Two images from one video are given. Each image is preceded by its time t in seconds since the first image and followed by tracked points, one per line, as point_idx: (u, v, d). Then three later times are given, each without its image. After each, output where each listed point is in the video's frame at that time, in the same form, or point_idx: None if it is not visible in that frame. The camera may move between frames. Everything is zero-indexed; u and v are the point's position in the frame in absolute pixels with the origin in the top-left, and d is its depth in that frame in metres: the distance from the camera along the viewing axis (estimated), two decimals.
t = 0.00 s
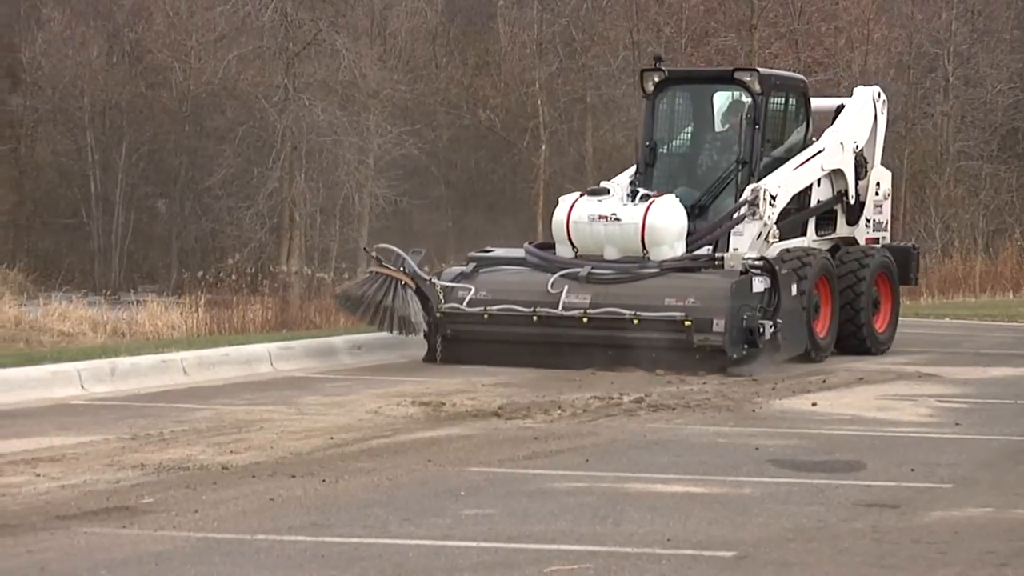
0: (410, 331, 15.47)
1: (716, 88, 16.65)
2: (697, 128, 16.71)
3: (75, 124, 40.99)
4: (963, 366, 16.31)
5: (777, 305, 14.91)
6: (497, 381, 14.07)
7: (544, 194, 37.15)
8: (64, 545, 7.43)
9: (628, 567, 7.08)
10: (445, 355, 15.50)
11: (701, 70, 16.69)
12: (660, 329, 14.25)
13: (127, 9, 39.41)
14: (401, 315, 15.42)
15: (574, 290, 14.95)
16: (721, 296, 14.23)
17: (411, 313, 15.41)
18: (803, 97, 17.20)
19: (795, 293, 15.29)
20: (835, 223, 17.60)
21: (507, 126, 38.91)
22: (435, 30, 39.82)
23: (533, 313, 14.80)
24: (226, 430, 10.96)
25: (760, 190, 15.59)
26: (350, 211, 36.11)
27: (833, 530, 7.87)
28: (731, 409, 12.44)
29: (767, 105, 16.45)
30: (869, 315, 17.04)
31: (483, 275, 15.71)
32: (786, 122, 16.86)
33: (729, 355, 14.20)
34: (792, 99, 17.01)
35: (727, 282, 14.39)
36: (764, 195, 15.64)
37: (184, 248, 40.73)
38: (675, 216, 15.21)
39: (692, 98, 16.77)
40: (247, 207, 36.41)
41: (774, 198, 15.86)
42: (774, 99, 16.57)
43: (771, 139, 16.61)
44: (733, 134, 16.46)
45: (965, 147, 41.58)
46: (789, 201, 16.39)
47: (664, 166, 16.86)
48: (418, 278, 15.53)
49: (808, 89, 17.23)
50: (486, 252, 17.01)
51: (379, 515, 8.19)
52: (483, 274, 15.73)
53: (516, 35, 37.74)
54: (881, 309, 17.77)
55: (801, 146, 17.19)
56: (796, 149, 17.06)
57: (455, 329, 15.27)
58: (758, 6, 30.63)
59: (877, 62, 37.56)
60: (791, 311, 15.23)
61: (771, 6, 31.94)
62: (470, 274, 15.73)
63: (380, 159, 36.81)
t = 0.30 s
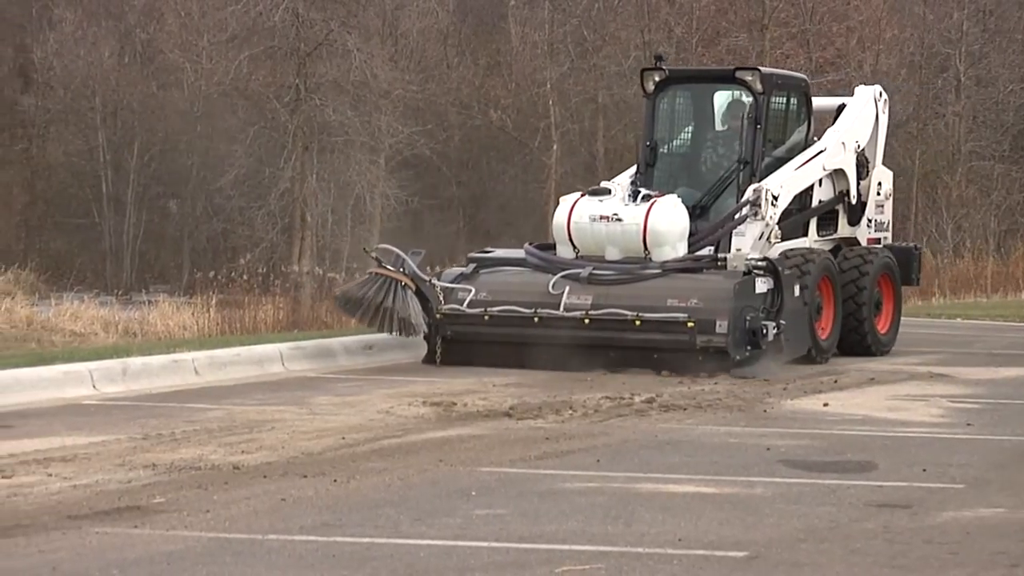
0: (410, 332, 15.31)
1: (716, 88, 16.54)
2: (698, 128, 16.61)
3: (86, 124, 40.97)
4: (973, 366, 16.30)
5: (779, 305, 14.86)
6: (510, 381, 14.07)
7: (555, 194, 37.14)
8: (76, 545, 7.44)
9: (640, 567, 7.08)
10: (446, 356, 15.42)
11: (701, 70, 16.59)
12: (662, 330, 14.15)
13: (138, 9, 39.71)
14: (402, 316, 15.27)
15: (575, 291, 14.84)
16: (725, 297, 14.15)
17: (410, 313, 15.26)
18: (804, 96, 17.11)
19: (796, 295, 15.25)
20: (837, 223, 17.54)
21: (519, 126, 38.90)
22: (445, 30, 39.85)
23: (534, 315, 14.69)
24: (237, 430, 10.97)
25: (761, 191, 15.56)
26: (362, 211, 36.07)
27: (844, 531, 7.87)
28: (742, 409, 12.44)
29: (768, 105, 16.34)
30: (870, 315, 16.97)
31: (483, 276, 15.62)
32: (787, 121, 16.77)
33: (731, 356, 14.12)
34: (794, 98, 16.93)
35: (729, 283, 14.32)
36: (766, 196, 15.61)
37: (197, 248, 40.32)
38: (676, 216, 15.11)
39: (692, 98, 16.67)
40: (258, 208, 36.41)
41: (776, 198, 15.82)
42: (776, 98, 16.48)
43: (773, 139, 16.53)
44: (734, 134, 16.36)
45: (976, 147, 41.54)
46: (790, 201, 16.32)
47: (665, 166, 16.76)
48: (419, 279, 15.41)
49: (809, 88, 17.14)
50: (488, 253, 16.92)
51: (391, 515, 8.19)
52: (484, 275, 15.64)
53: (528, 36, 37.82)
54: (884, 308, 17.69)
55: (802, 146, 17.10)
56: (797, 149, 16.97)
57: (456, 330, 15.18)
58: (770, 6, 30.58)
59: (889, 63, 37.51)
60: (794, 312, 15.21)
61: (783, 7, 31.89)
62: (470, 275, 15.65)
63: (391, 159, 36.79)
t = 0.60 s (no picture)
0: (410, 334, 15.31)
1: (718, 87, 16.47)
2: (700, 127, 16.51)
3: (97, 125, 40.85)
4: (984, 367, 16.31)
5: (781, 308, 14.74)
6: (523, 381, 14.12)
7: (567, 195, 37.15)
8: (88, 545, 7.45)
9: (650, 567, 7.09)
10: (446, 359, 15.28)
11: (702, 69, 16.51)
12: (664, 332, 13.99)
13: (150, 10, 39.78)
14: (400, 318, 15.27)
15: (575, 293, 14.68)
16: (727, 299, 14.00)
17: (409, 315, 15.24)
18: (806, 95, 17.05)
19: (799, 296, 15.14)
20: (840, 223, 17.55)
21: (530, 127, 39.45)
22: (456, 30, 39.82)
23: (535, 316, 14.53)
24: (249, 430, 10.98)
25: (763, 191, 15.51)
26: (374, 211, 36.06)
27: (856, 531, 7.87)
28: (754, 409, 12.46)
29: (770, 104, 16.29)
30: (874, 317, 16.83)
31: (483, 277, 15.46)
32: (788, 121, 16.72)
33: (733, 359, 13.98)
34: (795, 98, 16.87)
35: (731, 285, 14.18)
36: (768, 196, 15.56)
37: (209, 249, 39.95)
38: (676, 217, 15.07)
39: (693, 97, 16.59)
40: (270, 209, 36.35)
41: (778, 200, 15.76)
42: (777, 98, 16.42)
43: (774, 139, 16.47)
44: (736, 134, 16.30)
45: (988, 147, 41.56)
46: (792, 202, 16.31)
47: (666, 166, 16.68)
48: (418, 279, 15.34)
49: (810, 88, 17.08)
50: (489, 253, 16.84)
51: (402, 516, 8.20)
52: (484, 276, 15.48)
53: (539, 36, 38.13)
54: (886, 312, 17.56)
55: (804, 146, 17.03)
56: (799, 149, 16.89)
57: (456, 332, 15.02)
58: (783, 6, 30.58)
59: (901, 63, 37.50)
60: (798, 314, 15.18)
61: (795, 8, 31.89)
62: (470, 276, 15.50)
63: (403, 159, 36.79)
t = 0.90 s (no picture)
0: (404, 336, 15.00)
1: (717, 86, 16.27)
2: (698, 127, 16.31)
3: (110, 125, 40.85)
4: (994, 367, 16.31)
5: (780, 310, 14.63)
6: (533, 381, 14.12)
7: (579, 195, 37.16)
8: (100, 544, 7.47)
9: (660, 567, 7.08)
10: (441, 360, 15.17)
11: (701, 67, 16.32)
12: (661, 334, 13.88)
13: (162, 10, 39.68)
14: (394, 319, 14.96)
15: (572, 294, 14.55)
16: (725, 301, 13.90)
17: (405, 316, 14.95)
18: (805, 95, 16.90)
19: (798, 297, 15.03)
20: (840, 223, 17.47)
21: (542, 128, 39.20)
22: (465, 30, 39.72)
23: (531, 318, 14.40)
24: (260, 430, 10.99)
25: (762, 191, 15.37)
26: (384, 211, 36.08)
27: (867, 532, 7.87)
28: (765, 409, 12.45)
29: (770, 103, 16.12)
30: (874, 319, 16.72)
31: (479, 278, 15.31)
32: (788, 120, 16.55)
33: (731, 361, 13.88)
34: (795, 97, 16.72)
35: (729, 286, 14.08)
36: (767, 196, 15.42)
37: (220, 249, 40.06)
38: (675, 218, 14.89)
39: (692, 96, 16.40)
40: (281, 209, 36.29)
41: (777, 200, 15.61)
42: (777, 97, 16.25)
43: (774, 138, 16.30)
44: (736, 132, 16.11)
45: (1000, 147, 41.54)
46: (791, 202, 16.15)
47: (664, 166, 16.49)
48: (413, 281, 15.13)
49: (810, 87, 16.94)
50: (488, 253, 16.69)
51: (413, 516, 8.20)
52: (479, 277, 15.33)
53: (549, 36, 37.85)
54: (887, 312, 17.43)
55: (804, 146, 16.89)
56: (799, 148, 16.74)
57: (451, 333, 14.90)
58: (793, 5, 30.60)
59: (913, 64, 37.49)
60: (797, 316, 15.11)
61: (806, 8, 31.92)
62: (466, 277, 15.36)
63: (414, 159, 36.79)
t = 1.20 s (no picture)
0: (399, 337, 14.96)
1: (712, 84, 16.10)
2: (694, 125, 16.13)
3: (119, 124, 40.33)
4: (1003, 366, 16.25)
5: (778, 310, 14.39)
6: (540, 380, 14.07)
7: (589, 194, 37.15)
8: (110, 543, 7.47)
9: (668, 567, 7.07)
10: (434, 361, 14.94)
11: (697, 65, 16.15)
12: (658, 334, 13.69)
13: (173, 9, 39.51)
14: (388, 319, 14.92)
15: (567, 294, 14.36)
16: (721, 302, 13.74)
17: (397, 318, 14.89)
18: (803, 93, 16.71)
19: (796, 298, 14.86)
20: (837, 222, 17.12)
21: (551, 127, 39.15)
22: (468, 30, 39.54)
23: (526, 318, 14.20)
24: (268, 430, 10.97)
25: (760, 190, 15.09)
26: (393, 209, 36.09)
27: (877, 531, 7.86)
28: (774, 409, 12.41)
29: (767, 102, 15.96)
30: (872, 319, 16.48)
31: (474, 278, 15.05)
32: (786, 118, 16.36)
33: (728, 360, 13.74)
34: (793, 95, 16.52)
35: (726, 286, 13.91)
36: (764, 195, 15.13)
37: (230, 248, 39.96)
38: (672, 217, 14.63)
39: (688, 94, 16.22)
40: (291, 209, 36.22)
41: (775, 198, 15.33)
42: (774, 95, 16.07)
43: (771, 137, 16.12)
44: (732, 130, 15.93)
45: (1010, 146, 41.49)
46: (789, 201, 15.86)
47: (660, 165, 16.30)
48: (406, 281, 14.96)
49: (808, 86, 16.74)
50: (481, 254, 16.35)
51: (422, 515, 8.19)
52: (474, 277, 15.08)
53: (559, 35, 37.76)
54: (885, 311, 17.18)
55: (801, 144, 16.67)
56: (797, 146, 16.55)
57: (446, 334, 14.65)
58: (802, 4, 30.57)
59: (922, 63, 37.43)
60: (794, 316, 14.84)
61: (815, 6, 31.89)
62: (460, 277, 15.11)
63: (423, 159, 36.77)
